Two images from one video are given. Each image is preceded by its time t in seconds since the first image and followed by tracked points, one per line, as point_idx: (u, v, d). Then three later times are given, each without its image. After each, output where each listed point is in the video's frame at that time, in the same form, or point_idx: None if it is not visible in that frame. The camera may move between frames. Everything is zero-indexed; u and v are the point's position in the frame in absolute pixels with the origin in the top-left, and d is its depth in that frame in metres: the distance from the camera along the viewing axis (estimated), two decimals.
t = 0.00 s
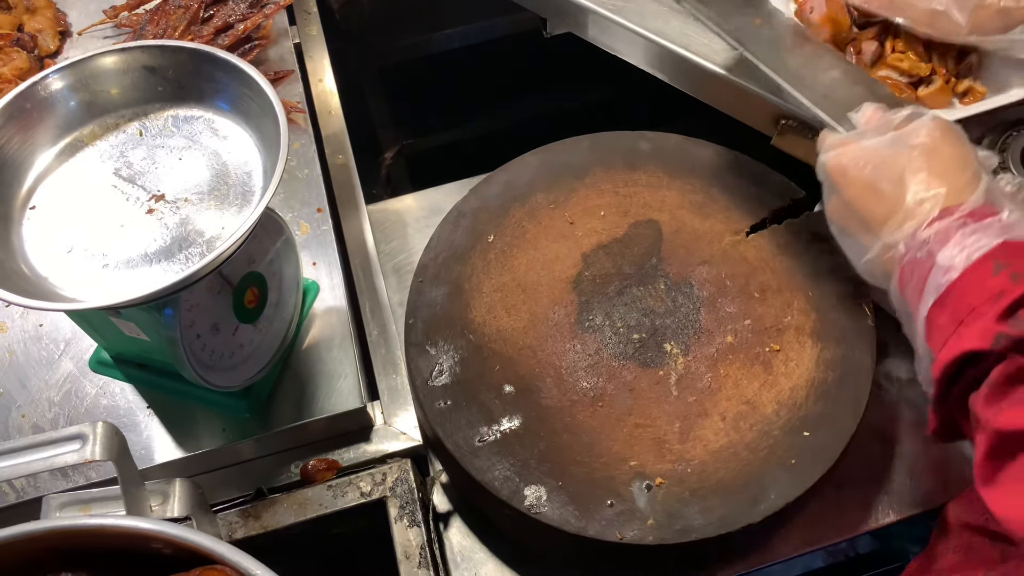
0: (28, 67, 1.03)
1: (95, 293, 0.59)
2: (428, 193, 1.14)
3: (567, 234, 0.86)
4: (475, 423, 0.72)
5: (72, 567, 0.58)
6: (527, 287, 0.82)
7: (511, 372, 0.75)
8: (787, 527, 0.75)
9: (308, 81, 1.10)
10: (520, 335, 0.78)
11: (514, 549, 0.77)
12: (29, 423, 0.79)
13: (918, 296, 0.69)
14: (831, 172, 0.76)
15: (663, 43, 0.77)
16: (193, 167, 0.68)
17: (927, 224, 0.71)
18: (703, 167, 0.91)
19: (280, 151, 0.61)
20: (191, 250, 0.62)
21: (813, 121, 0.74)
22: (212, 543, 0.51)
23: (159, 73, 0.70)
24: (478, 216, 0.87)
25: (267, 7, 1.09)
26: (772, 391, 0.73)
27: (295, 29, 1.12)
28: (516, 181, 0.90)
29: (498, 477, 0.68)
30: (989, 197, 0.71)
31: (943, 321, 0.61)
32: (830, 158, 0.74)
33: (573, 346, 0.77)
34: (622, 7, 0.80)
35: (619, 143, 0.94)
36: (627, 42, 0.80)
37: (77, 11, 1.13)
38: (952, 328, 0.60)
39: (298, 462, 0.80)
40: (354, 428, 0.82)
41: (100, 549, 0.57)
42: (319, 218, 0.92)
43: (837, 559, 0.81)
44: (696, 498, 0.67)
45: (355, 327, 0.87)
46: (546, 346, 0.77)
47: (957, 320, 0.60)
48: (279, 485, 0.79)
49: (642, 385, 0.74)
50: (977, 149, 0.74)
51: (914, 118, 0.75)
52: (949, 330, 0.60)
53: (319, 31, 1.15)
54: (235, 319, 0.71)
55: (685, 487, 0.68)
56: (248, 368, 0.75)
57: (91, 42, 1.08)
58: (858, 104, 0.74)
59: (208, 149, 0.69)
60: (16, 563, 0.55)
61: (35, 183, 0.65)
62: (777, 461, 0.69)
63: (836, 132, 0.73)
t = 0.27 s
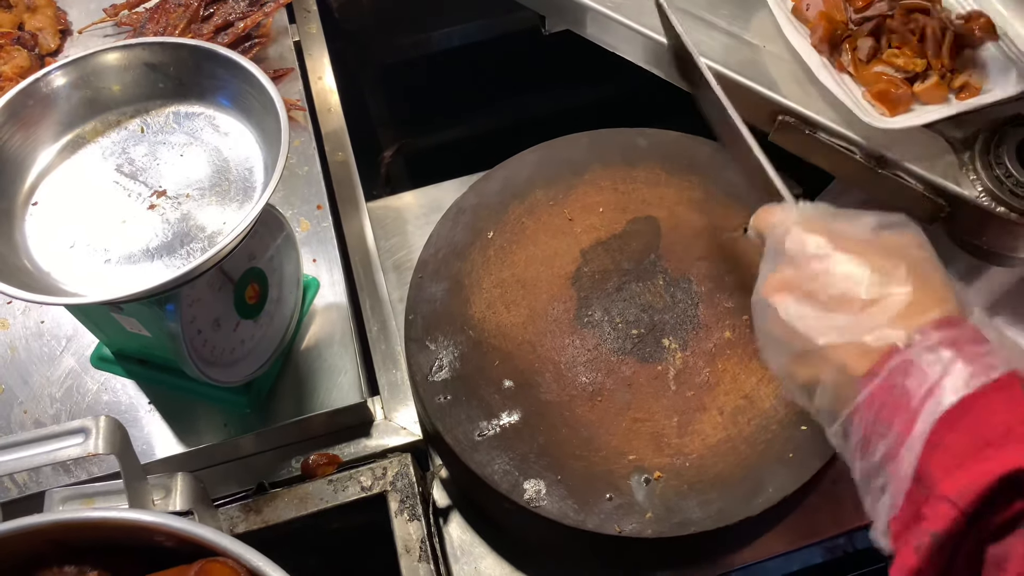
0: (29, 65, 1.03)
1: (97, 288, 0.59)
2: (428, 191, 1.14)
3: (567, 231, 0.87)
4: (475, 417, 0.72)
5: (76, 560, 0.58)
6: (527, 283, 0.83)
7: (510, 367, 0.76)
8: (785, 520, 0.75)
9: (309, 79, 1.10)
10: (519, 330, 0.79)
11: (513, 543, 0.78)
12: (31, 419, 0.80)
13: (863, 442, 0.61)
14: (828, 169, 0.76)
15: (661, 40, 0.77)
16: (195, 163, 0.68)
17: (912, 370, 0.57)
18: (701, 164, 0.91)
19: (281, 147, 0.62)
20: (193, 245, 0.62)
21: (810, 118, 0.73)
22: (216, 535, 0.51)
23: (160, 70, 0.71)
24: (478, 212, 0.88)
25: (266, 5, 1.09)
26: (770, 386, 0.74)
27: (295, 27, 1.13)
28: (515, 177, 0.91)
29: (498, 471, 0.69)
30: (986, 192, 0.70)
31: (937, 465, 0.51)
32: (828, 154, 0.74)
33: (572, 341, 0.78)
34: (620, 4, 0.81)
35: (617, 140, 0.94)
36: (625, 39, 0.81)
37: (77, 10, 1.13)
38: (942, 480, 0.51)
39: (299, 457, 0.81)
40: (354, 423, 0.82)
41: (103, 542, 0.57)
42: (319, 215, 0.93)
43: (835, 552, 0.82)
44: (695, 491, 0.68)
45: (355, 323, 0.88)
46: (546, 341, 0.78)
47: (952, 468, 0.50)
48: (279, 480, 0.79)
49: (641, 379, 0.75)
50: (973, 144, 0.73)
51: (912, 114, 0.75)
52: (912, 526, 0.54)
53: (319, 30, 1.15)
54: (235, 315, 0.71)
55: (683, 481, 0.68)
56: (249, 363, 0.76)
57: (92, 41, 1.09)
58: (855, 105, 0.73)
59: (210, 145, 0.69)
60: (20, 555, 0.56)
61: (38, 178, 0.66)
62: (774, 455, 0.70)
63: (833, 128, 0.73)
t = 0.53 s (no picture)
0: (33, 63, 1.04)
1: (105, 283, 0.59)
2: (431, 188, 1.15)
3: (570, 227, 0.87)
4: (480, 412, 0.73)
5: (86, 554, 0.58)
6: (531, 279, 0.83)
7: (515, 362, 0.76)
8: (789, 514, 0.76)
9: (312, 76, 1.11)
10: (524, 325, 0.79)
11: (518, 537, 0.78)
12: (38, 414, 0.80)
13: (823, 523, 0.56)
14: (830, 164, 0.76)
15: (664, 37, 0.77)
16: (201, 158, 0.69)
17: (876, 461, 0.55)
18: (704, 159, 0.92)
19: (288, 142, 0.62)
20: (200, 240, 0.62)
21: (812, 113, 0.74)
22: (225, 529, 0.52)
23: (167, 67, 0.71)
24: (482, 208, 0.88)
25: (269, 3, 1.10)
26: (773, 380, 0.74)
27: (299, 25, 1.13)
28: (519, 174, 0.91)
29: (503, 465, 0.69)
30: (988, 187, 0.68)
31: (910, 537, 0.49)
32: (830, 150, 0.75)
33: (576, 336, 0.78)
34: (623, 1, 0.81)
35: (620, 136, 0.95)
36: (628, 36, 0.81)
37: (81, 8, 1.13)
38: (917, 551, 0.47)
39: (305, 451, 0.81)
40: (360, 418, 0.83)
41: (113, 535, 0.57)
42: (323, 212, 0.93)
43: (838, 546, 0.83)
44: (699, 485, 0.68)
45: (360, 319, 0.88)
46: (550, 336, 0.78)
47: (928, 538, 0.47)
48: (286, 474, 0.80)
49: (645, 374, 0.75)
50: (975, 139, 0.73)
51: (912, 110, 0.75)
52: None
53: (322, 27, 1.16)
54: (242, 310, 0.71)
55: (688, 474, 0.69)
56: (255, 359, 0.76)
57: (95, 39, 1.09)
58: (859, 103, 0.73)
59: (216, 141, 0.70)
60: (31, 548, 0.56)
61: (46, 173, 0.66)
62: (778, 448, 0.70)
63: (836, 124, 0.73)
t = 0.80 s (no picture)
0: (37, 60, 1.04)
1: (113, 276, 0.59)
2: (436, 184, 1.15)
3: (577, 221, 0.87)
4: (487, 406, 0.73)
5: (95, 548, 0.58)
6: (538, 273, 0.83)
7: (522, 356, 0.76)
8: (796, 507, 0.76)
9: (317, 72, 1.11)
10: (531, 320, 0.79)
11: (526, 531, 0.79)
12: (44, 410, 0.80)
13: (828, 557, 0.57)
14: (837, 158, 0.76)
15: (671, 31, 0.77)
16: (209, 153, 0.69)
17: (883, 498, 0.56)
18: (710, 154, 0.92)
19: (297, 136, 0.62)
20: (209, 234, 0.62)
21: (819, 107, 0.74)
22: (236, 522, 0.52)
23: (174, 61, 0.71)
24: (488, 203, 0.88)
25: None
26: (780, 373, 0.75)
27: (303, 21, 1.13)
28: (525, 168, 0.91)
29: (511, 459, 0.69)
30: (995, 179, 0.70)
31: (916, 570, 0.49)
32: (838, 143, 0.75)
33: (583, 330, 0.78)
34: None
35: (626, 131, 0.95)
36: (634, 30, 0.81)
37: (84, 4, 1.13)
38: None
39: (313, 446, 0.81)
40: (366, 412, 0.83)
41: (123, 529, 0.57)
42: (329, 207, 0.93)
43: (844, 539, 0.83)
44: (707, 478, 0.68)
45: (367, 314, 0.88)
46: (557, 330, 0.78)
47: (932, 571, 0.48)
48: (293, 469, 0.80)
49: (652, 367, 0.75)
50: (982, 132, 0.73)
51: (921, 103, 0.75)
52: None
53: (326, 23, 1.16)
54: (249, 305, 0.71)
55: (696, 468, 0.69)
56: (262, 354, 0.76)
57: (100, 35, 1.09)
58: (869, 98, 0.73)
59: (224, 135, 0.70)
60: (40, 542, 0.56)
61: (55, 167, 0.66)
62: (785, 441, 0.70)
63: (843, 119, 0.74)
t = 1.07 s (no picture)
0: (43, 58, 1.04)
1: (122, 270, 0.60)
2: (439, 182, 1.16)
3: (580, 218, 0.88)
4: (492, 401, 0.73)
5: (105, 541, 0.59)
6: (542, 270, 0.83)
7: (527, 352, 0.77)
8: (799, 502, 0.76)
9: (321, 71, 1.11)
10: (535, 316, 0.80)
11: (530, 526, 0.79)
12: (50, 405, 0.80)
13: (836, 562, 0.57)
14: (840, 155, 0.77)
15: (674, 29, 0.78)
16: (216, 148, 0.69)
17: (890, 503, 0.56)
18: (713, 151, 0.92)
19: (304, 132, 0.63)
20: (217, 229, 0.63)
21: (821, 104, 0.75)
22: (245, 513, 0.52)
23: (182, 58, 0.72)
24: (492, 200, 0.89)
25: None
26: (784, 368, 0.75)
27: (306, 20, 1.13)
28: (529, 165, 0.92)
29: (516, 453, 0.69)
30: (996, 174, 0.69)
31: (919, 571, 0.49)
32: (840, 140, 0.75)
33: (587, 326, 0.79)
34: None
35: (629, 128, 0.95)
36: (637, 28, 0.81)
37: (89, 3, 1.13)
38: None
39: (318, 441, 0.81)
40: (371, 408, 0.83)
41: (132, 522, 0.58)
42: (333, 205, 0.94)
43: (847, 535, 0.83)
44: (712, 472, 0.68)
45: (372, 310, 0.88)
46: (561, 326, 0.79)
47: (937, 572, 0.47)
48: (299, 464, 0.80)
49: (656, 362, 0.76)
50: (984, 127, 0.73)
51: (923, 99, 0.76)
52: None
53: (330, 23, 1.16)
54: (255, 301, 0.72)
55: (700, 462, 0.69)
56: (268, 350, 0.77)
57: (104, 34, 1.09)
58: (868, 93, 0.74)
59: (230, 131, 0.70)
60: (50, 534, 0.56)
61: (63, 162, 0.67)
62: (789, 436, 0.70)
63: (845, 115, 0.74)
